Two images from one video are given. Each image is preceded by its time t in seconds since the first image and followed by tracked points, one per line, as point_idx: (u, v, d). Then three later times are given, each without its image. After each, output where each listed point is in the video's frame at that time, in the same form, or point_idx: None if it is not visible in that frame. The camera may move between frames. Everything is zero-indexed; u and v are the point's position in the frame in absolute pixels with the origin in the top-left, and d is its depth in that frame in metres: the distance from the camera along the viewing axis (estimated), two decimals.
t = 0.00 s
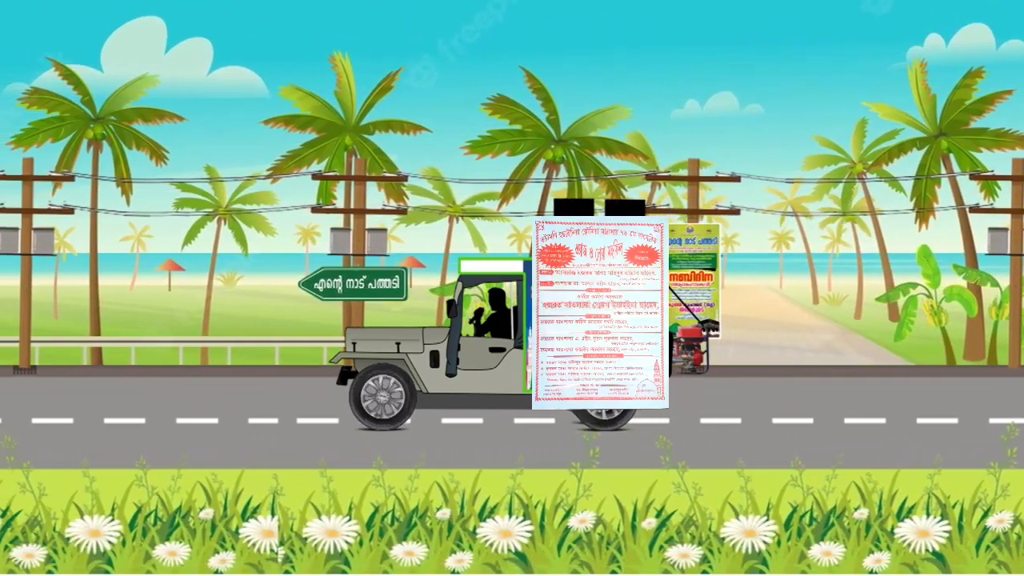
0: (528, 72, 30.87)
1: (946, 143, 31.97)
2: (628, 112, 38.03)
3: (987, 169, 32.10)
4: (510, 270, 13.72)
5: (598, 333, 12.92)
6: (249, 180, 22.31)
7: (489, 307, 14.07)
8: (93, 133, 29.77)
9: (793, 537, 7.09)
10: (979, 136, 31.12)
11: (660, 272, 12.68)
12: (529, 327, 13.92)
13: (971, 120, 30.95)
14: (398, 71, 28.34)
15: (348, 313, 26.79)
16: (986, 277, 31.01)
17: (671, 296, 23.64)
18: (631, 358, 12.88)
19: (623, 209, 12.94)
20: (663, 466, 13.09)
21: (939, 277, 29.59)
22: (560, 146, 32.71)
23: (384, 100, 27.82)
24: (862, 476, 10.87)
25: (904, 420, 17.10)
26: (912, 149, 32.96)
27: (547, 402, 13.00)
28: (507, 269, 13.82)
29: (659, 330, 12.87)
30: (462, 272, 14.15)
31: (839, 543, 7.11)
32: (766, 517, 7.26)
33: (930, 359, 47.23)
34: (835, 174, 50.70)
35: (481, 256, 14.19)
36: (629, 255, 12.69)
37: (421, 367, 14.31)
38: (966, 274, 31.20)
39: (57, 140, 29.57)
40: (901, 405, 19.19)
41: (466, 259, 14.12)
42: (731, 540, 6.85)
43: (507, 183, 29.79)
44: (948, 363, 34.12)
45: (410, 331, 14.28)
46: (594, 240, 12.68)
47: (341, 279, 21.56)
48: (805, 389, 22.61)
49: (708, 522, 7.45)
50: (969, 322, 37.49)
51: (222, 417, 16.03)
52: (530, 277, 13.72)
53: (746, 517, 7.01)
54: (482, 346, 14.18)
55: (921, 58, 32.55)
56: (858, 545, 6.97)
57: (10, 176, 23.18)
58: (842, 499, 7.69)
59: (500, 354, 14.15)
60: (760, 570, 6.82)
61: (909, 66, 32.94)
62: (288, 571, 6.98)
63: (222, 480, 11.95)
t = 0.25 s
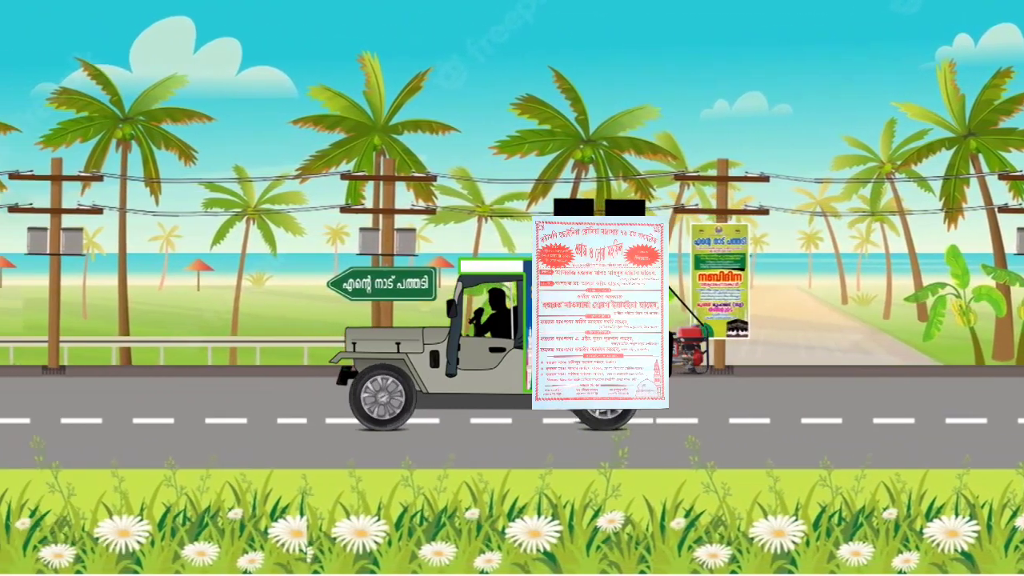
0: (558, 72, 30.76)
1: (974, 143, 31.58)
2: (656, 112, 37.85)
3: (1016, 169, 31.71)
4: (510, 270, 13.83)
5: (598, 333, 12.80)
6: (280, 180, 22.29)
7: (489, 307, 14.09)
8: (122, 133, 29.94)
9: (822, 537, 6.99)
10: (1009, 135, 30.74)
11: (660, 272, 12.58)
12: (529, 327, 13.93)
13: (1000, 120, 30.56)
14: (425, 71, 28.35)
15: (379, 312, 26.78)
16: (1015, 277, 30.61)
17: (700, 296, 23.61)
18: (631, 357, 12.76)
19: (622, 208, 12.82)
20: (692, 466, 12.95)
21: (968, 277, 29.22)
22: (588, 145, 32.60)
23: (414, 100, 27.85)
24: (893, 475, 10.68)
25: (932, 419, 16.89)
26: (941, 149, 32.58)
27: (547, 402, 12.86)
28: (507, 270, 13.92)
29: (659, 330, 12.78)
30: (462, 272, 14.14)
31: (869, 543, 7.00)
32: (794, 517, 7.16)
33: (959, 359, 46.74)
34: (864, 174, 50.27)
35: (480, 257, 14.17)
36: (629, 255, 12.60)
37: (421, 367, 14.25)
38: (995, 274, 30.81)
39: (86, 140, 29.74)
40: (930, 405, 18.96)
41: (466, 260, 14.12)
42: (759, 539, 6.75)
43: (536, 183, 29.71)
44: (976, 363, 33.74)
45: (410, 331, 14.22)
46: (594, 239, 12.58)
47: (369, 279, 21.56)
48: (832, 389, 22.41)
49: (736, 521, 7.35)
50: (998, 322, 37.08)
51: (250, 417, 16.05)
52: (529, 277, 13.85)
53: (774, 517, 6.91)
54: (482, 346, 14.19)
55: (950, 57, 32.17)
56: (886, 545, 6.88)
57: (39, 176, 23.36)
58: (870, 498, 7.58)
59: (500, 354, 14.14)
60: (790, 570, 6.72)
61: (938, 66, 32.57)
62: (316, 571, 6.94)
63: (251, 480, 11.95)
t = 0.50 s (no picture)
0: (582, 72, 30.66)
1: (1000, 143, 31.25)
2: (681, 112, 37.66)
3: None
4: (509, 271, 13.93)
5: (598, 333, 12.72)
6: (303, 180, 22.34)
7: (489, 308, 14.13)
8: (146, 133, 30.08)
9: (847, 537, 6.90)
10: None
11: (660, 272, 12.50)
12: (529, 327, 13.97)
13: None
14: (450, 72, 28.32)
15: (404, 313, 26.74)
16: None
17: (725, 295, 23.51)
18: (631, 357, 12.67)
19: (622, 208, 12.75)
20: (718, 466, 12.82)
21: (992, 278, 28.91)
22: (613, 145, 32.48)
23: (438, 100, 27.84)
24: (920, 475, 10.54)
25: (956, 419, 16.69)
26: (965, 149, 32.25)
27: (547, 403, 12.77)
28: (507, 270, 14.07)
29: (659, 330, 12.69)
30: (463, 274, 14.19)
31: (893, 543, 6.92)
32: (819, 517, 7.07)
33: (985, 359, 46.32)
34: (889, 174, 49.88)
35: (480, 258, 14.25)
36: (629, 255, 12.53)
37: (421, 367, 14.27)
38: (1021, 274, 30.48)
39: (111, 140, 29.90)
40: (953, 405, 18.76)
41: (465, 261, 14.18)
42: (784, 539, 6.66)
43: (560, 184, 29.64)
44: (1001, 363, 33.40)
45: (410, 331, 14.26)
46: (593, 240, 12.50)
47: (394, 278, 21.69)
48: (853, 389, 22.23)
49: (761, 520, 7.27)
50: None
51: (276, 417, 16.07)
52: (529, 277, 13.96)
53: (799, 517, 6.82)
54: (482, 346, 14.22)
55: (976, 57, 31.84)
56: (911, 545, 6.80)
57: (64, 176, 23.52)
58: (894, 498, 7.48)
59: (500, 354, 14.15)
60: (814, 570, 6.64)
61: (964, 65, 32.24)
62: (341, 571, 6.91)
63: (277, 479, 11.97)
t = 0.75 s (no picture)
0: (606, 71, 30.55)
1: None
2: (706, 112, 37.48)
3: None
4: (509, 270, 13.83)
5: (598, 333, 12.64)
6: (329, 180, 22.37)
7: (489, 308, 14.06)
8: (170, 133, 30.23)
9: (872, 537, 6.81)
10: None
11: (660, 273, 12.44)
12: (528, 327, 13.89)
13: None
14: (475, 72, 28.28)
15: (428, 312, 26.74)
16: None
17: (749, 295, 23.41)
18: (631, 358, 12.57)
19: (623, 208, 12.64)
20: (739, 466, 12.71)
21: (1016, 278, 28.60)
22: (637, 145, 32.35)
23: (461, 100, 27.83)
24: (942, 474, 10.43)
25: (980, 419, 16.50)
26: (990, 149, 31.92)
27: (547, 402, 12.70)
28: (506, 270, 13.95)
29: (659, 330, 12.60)
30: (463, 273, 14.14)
31: (918, 543, 6.82)
32: (843, 517, 6.99)
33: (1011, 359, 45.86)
34: (913, 174, 49.47)
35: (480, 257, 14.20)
36: (629, 255, 12.45)
37: (421, 367, 14.22)
38: None
39: (135, 140, 30.04)
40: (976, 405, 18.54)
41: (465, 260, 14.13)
42: (809, 539, 6.58)
43: (585, 184, 29.55)
44: None
45: (410, 331, 14.20)
46: (593, 240, 12.42)
47: (418, 279, 21.64)
48: (875, 389, 22.03)
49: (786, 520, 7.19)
50: None
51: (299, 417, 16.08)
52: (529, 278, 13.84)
53: (823, 517, 6.74)
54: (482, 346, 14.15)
55: (1001, 56, 31.50)
56: (935, 545, 6.72)
57: (89, 176, 23.65)
58: (918, 498, 7.39)
59: (500, 354, 14.08)
60: (838, 570, 6.56)
61: (989, 64, 31.92)
62: (366, 571, 6.88)
63: (301, 480, 11.98)
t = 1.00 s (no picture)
0: (631, 71, 30.45)
1: None
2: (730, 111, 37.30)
3: None
4: (510, 271, 13.87)
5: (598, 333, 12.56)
6: (353, 180, 22.38)
7: (489, 308, 14.02)
8: (196, 133, 30.41)
9: (897, 537, 6.72)
10: None
11: (660, 273, 12.38)
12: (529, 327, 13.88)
13: None
14: (499, 72, 28.24)
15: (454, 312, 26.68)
16: None
17: (774, 296, 23.22)
18: (631, 357, 12.50)
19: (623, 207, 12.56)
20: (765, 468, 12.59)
21: None
22: (662, 145, 32.22)
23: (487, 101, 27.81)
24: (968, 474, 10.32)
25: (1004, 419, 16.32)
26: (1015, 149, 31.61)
27: (547, 402, 12.62)
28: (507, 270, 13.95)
29: (659, 330, 12.52)
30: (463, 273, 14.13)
31: (943, 544, 6.73)
32: (867, 517, 6.90)
33: None
34: (938, 174, 49.10)
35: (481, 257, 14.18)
36: (629, 255, 12.38)
37: (421, 367, 14.19)
38: None
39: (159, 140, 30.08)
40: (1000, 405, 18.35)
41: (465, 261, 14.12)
42: (833, 539, 6.49)
43: (609, 185, 29.47)
44: None
45: (410, 331, 14.16)
46: (593, 240, 12.35)
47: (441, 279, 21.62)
48: (898, 389, 21.83)
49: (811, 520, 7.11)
50: None
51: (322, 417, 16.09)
52: (529, 277, 13.89)
53: (848, 517, 6.64)
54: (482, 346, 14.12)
55: None
56: (960, 545, 6.63)
57: (114, 175, 23.75)
58: (942, 498, 7.29)
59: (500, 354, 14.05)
60: (864, 570, 6.47)
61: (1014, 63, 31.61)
62: (390, 571, 6.84)
63: (325, 479, 11.96)
